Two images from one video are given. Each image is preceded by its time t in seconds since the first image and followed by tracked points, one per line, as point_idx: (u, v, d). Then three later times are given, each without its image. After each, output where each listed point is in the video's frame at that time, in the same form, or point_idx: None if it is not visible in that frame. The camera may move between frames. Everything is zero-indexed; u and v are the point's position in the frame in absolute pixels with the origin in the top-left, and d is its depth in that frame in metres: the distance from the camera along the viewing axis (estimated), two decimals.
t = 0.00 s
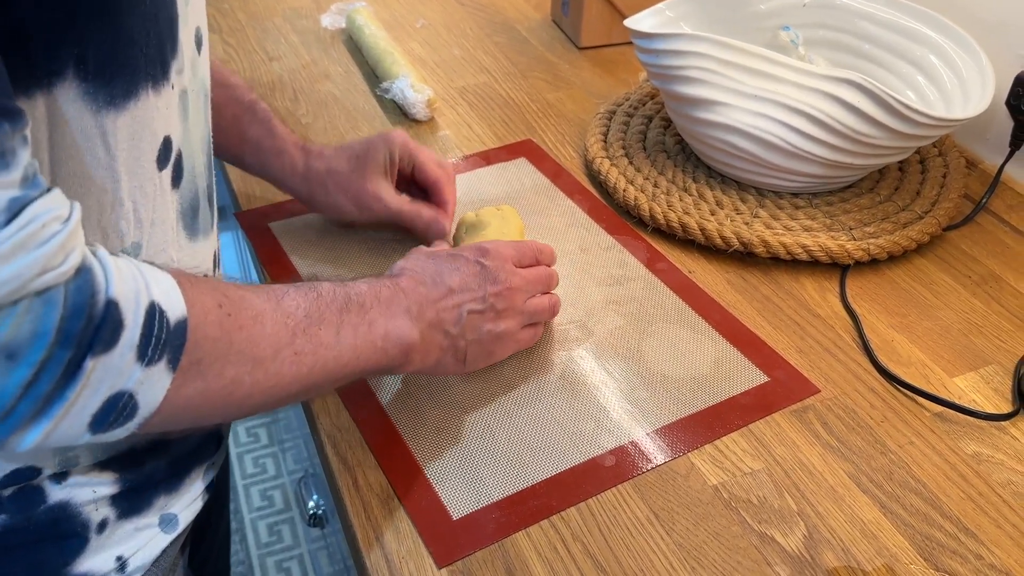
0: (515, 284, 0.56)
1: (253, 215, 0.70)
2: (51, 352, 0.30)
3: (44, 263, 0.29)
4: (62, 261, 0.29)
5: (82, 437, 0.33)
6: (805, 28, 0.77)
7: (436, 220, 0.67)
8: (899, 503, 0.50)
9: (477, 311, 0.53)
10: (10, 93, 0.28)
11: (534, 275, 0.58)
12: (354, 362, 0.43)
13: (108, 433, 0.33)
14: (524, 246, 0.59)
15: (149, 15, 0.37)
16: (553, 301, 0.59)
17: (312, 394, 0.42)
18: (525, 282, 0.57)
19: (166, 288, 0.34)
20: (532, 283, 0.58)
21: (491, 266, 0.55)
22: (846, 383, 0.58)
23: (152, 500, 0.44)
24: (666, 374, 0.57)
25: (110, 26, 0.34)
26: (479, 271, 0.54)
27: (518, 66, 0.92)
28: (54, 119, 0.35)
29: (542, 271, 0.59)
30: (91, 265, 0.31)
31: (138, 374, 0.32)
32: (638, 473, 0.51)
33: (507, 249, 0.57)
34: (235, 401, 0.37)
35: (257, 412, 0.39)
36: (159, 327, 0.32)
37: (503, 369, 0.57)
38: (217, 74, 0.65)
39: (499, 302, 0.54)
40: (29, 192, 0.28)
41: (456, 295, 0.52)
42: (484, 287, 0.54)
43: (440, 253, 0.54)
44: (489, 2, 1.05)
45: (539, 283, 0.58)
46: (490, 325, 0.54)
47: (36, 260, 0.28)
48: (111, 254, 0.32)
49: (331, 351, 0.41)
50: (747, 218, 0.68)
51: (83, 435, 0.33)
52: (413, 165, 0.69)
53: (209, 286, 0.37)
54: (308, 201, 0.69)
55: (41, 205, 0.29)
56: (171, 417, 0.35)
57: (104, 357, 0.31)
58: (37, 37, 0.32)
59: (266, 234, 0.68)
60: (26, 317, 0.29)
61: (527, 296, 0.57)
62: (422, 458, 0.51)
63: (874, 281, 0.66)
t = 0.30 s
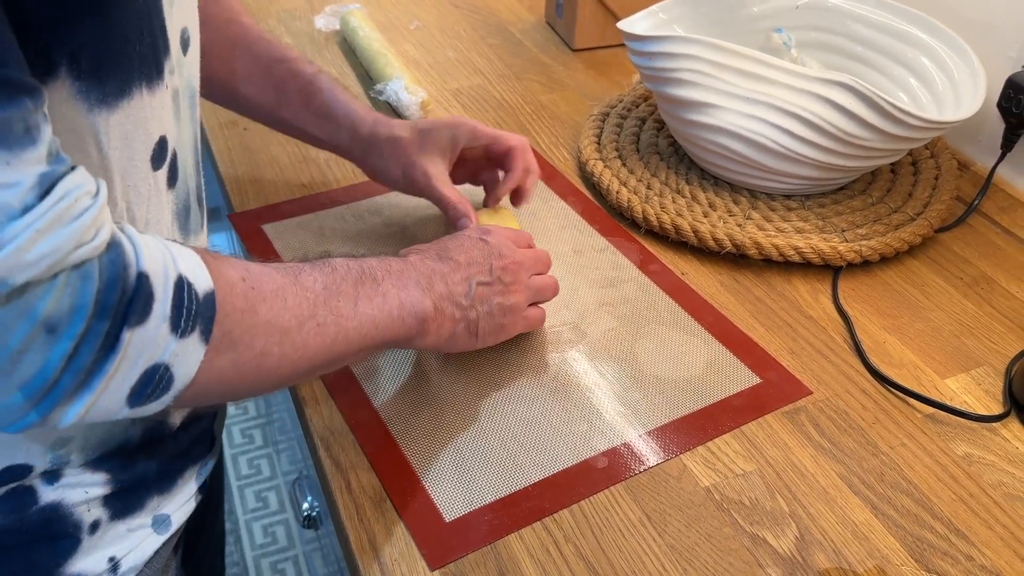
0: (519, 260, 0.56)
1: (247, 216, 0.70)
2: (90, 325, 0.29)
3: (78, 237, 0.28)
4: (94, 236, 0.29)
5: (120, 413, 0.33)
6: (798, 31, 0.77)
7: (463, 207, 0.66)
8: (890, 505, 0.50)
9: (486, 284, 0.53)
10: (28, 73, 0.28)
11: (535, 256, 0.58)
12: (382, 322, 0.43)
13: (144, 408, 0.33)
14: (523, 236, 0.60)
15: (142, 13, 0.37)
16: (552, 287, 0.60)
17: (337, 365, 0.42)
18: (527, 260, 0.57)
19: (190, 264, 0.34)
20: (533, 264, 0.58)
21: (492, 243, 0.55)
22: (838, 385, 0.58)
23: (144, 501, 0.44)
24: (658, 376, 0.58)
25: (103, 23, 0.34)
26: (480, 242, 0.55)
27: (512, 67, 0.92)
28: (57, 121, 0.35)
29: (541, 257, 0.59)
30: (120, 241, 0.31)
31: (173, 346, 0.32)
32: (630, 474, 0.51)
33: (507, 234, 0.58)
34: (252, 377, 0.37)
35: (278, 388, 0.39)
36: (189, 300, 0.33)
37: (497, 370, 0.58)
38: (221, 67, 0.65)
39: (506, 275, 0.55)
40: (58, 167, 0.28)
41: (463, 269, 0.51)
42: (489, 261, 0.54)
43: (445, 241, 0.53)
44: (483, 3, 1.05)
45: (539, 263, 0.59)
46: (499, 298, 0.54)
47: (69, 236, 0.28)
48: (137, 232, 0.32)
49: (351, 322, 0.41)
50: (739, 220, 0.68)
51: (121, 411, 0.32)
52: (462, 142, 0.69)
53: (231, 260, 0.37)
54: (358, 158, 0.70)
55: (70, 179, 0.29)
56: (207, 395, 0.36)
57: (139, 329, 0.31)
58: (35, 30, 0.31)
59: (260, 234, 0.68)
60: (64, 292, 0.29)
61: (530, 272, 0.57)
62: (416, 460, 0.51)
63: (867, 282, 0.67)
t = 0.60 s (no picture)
0: (512, 262, 0.56)
1: (240, 218, 0.70)
2: (73, 318, 0.30)
3: (58, 231, 0.29)
4: (74, 230, 0.29)
5: (105, 407, 0.33)
6: (792, 32, 0.78)
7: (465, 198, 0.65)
8: (883, 506, 0.50)
9: (479, 285, 0.53)
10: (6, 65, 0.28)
11: (528, 258, 0.58)
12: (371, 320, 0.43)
13: (130, 402, 0.33)
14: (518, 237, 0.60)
15: (128, 10, 0.36)
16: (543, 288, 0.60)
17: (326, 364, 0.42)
18: (521, 262, 0.57)
19: (176, 260, 0.34)
20: (527, 266, 0.58)
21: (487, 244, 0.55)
22: (831, 386, 0.58)
23: (135, 501, 0.44)
24: (651, 377, 0.57)
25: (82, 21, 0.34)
26: (475, 242, 0.55)
27: (507, 69, 0.92)
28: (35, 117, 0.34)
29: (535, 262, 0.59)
30: (101, 235, 0.31)
31: (157, 341, 0.32)
32: (623, 476, 0.51)
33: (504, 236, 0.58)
34: (244, 372, 0.37)
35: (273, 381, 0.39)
36: (174, 295, 0.33)
37: (490, 372, 0.58)
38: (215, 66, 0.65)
39: (499, 277, 0.54)
40: (35, 160, 0.28)
41: (456, 270, 0.51)
42: (483, 262, 0.54)
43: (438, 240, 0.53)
44: (477, 5, 1.05)
45: (533, 265, 0.59)
46: (492, 300, 0.54)
47: (48, 230, 0.28)
48: (120, 227, 0.33)
49: (342, 321, 0.41)
50: (733, 221, 0.68)
51: (106, 405, 0.33)
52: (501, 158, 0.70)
53: (219, 257, 0.37)
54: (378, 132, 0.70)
55: (49, 173, 0.29)
56: (204, 374, 0.35)
57: (123, 323, 0.31)
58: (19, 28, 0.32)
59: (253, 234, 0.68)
60: (45, 286, 0.29)
61: (524, 274, 0.57)
62: (409, 462, 0.51)
63: (860, 284, 0.67)
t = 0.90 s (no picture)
0: (497, 268, 0.56)
1: (237, 221, 0.70)
2: (35, 306, 0.29)
3: (20, 217, 0.27)
4: (37, 216, 0.28)
5: (74, 400, 0.32)
6: (789, 37, 0.78)
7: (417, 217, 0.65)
8: (881, 512, 0.50)
9: (464, 291, 0.53)
10: None
11: (522, 269, 0.59)
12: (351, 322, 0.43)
13: (99, 395, 0.33)
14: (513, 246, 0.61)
15: None
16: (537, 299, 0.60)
17: (305, 363, 0.42)
18: (509, 271, 0.57)
19: (143, 249, 0.33)
20: (521, 276, 0.58)
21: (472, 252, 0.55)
22: (829, 391, 0.58)
23: (143, 489, 0.44)
24: (649, 382, 0.57)
25: None
26: (460, 251, 0.55)
27: (505, 73, 0.92)
28: (12, 99, 0.33)
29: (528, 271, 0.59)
30: (65, 222, 0.30)
31: (125, 331, 0.31)
32: (621, 481, 0.51)
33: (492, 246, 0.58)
34: (221, 365, 0.36)
35: (256, 375, 0.39)
36: (141, 285, 0.32)
37: (487, 376, 0.58)
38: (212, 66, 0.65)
39: (484, 282, 0.54)
40: None
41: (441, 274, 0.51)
42: (467, 269, 0.54)
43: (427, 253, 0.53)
44: (476, 9, 1.05)
45: (528, 274, 0.59)
46: (477, 305, 0.54)
47: (8, 215, 0.27)
48: (85, 215, 0.32)
49: (319, 318, 0.41)
50: (731, 226, 0.68)
51: (75, 397, 0.32)
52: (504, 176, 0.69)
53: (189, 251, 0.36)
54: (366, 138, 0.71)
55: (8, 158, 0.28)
56: (164, 384, 0.35)
57: (88, 312, 0.30)
58: None
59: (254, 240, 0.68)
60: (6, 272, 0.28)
61: (511, 282, 0.57)
62: (406, 467, 0.51)
63: (857, 289, 0.67)
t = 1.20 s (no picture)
0: (490, 272, 0.58)
1: (239, 227, 0.71)
2: (43, 252, 0.28)
3: (19, 158, 0.28)
4: (38, 163, 0.28)
5: (81, 364, 0.31)
6: (788, 46, 0.78)
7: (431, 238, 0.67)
8: (878, 517, 0.50)
9: (458, 296, 0.55)
10: None
11: (515, 269, 0.60)
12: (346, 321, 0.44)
13: (106, 359, 0.32)
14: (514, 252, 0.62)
15: None
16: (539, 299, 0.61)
17: (305, 358, 0.42)
18: (503, 271, 0.58)
19: (144, 217, 0.33)
20: (514, 275, 0.59)
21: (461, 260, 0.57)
22: (827, 398, 0.58)
23: (139, 462, 0.44)
24: (648, 388, 0.58)
25: None
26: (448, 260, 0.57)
27: (506, 81, 0.93)
28: None
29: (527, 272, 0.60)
30: (67, 180, 0.30)
31: (132, 289, 0.31)
32: (620, 486, 0.51)
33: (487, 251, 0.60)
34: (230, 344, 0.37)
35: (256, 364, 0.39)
36: (144, 246, 0.32)
37: (487, 381, 0.58)
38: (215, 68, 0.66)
39: (478, 287, 0.56)
40: None
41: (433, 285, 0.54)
42: (460, 276, 0.56)
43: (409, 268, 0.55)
44: (477, 17, 1.06)
45: (521, 274, 0.60)
46: (474, 310, 0.55)
47: (8, 154, 0.27)
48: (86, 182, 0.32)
49: (322, 310, 0.42)
50: (730, 233, 0.69)
51: (83, 360, 0.31)
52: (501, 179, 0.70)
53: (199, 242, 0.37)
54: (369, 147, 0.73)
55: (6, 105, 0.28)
56: (174, 354, 0.35)
57: (96, 266, 0.30)
58: None
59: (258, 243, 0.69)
60: (11, 214, 0.28)
61: (506, 284, 0.58)
62: (408, 473, 0.51)
63: (856, 296, 0.67)
